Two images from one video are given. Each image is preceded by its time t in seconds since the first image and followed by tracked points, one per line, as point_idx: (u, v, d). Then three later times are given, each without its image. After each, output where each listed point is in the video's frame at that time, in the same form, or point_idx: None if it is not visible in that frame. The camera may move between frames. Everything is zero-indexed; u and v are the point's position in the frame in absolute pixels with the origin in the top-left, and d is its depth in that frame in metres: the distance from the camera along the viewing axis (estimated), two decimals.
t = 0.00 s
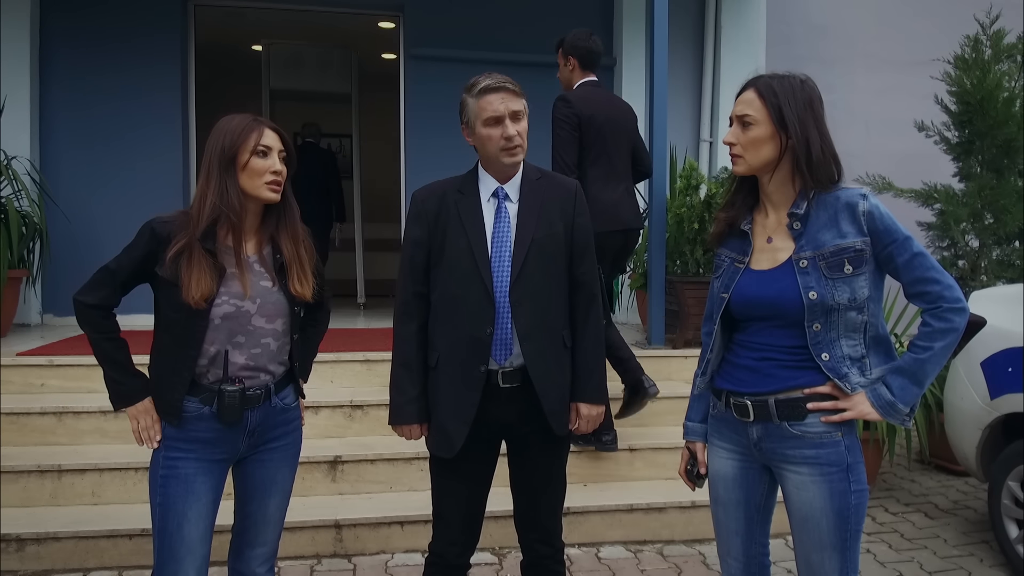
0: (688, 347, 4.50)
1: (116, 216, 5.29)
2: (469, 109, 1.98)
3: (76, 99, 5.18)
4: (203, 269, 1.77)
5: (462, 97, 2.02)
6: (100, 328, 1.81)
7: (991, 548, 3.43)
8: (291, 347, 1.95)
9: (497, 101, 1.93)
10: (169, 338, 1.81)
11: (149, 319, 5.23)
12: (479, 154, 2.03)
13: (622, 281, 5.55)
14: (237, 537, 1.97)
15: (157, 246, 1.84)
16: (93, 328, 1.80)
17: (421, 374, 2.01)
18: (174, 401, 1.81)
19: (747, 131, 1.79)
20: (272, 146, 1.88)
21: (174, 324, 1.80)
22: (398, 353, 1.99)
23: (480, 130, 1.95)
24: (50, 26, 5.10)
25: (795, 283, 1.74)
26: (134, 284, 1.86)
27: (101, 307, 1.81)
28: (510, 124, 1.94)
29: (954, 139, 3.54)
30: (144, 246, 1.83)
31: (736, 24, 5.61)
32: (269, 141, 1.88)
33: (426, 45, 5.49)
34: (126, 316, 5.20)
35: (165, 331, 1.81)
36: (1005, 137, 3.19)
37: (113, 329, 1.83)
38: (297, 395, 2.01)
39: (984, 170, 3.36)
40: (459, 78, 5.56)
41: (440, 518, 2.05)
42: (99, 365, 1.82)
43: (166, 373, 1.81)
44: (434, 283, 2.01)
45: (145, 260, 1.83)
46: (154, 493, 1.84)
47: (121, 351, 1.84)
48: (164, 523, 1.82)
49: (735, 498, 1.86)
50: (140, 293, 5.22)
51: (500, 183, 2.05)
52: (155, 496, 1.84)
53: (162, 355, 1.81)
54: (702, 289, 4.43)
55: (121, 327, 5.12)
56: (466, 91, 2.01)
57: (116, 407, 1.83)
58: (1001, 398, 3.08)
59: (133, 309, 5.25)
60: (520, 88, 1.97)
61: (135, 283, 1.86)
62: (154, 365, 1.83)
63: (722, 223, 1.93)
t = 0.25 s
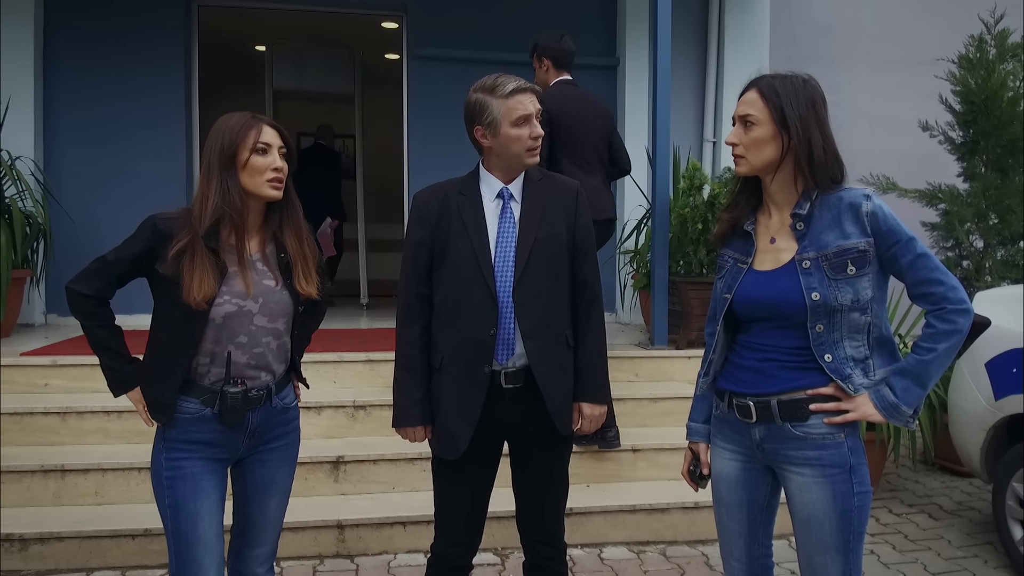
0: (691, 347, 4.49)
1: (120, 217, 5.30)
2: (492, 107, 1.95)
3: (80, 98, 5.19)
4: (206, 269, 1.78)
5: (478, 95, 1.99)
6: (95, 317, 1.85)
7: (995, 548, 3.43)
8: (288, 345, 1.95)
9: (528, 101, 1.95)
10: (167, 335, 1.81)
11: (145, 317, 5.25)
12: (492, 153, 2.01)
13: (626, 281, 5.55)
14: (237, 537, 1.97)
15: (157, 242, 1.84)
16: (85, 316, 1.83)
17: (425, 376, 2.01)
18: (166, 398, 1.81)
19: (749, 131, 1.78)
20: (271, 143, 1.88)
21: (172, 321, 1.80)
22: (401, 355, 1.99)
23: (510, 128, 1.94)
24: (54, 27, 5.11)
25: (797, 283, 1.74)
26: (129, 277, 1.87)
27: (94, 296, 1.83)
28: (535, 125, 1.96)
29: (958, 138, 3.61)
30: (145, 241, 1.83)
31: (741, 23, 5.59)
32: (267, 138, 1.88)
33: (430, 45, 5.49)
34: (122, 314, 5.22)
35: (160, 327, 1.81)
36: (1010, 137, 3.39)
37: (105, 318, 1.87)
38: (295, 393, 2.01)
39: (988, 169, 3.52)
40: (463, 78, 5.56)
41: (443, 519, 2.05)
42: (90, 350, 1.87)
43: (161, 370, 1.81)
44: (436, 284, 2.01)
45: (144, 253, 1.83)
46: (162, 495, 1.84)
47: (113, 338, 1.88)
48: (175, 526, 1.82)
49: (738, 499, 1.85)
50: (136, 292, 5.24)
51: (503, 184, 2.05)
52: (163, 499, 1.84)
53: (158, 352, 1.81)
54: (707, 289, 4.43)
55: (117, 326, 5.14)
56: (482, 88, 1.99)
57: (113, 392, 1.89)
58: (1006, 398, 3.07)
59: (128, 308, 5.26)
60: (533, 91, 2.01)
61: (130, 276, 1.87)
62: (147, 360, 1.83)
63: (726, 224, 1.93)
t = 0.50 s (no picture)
0: (694, 347, 4.48)
1: (123, 218, 5.31)
2: (497, 106, 1.95)
3: (83, 98, 5.20)
4: (205, 269, 1.76)
5: (485, 93, 1.99)
6: (90, 326, 1.80)
7: (999, 550, 3.42)
8: (288, 344, 1.95)
9: (533, 102, 1.94)
10: (168, 339, 1.79)
11: (138, 318, 5.25)
12: (496, 152, 2.01)
13: (629, 281, 5.55)
14: (236, 539, 1.98)
15: (150, 244, 1.81)
16: (79, 325, 1.79)
17: (427, 376, 2.01)
18: (168, 406, 1.78)
19: (752, 131, 1.78)
20: (259, 137, 1.86)
21: (172, 324, 1.78)
22: (403, 355, 1.99)
23: (515, 129, 1.93)
24: (58, 27, 5.12)
25: (800, 284, 1.73)
26: (123, 283, 1.83)
27: (88, 304, 1.79)
28: (540, 127, 1.96)
29: (962, 139, 3.37)
30: (138, 244, 1.79)
31: (743, 22, 5.60)
32: (255, 132, 1.86)
33: (432, 45, 5.49)
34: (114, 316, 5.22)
35: (160, 331, 1.79)
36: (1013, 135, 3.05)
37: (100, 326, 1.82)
38: (293, 394, 2.02)
39: (992, 169, 3.22)
40: (465, 78, 5.56)
41: (445, 519, 2.05)
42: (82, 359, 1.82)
43: (160, 374, 1.79)
44: (439, 285, 2.01)
45: (138, 255, 1.79)
46: (165, 502, 1.83)
47: (107, 346, 1.84)
48: (180, 532, 1.82)
49: (741, 499, 1.85)
50: (130, 293, 5.25)
51: (506, 184, 2.05)
52: (166, 505, 1.83)
53: (158, 357, 1.79)
54: (709, 289, 4.42)
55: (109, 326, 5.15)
56: (488, 87, 1.99)
57: (110, 403, 1.84)
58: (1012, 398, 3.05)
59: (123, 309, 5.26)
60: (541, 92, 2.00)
61: (124, 281, 1.82)
62: (146, 365, 1.81)
63: (729, 224, 1.92)
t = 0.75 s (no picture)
0: (697, 347, 4.48)
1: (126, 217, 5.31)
2: (501, 106, 1.95)
3: (86, 99, 5.21)
4: (202, 265, 1.76)
5: (490, 92, 1.99)
6: (85, 328, 1.77)
7: (1003, 550, 3.41)
8: (288, 340, 1.96)
9: (538, 102, 1.94)
10: (172, 337, 1.79)
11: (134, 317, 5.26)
12: (499, 151, 2.01)
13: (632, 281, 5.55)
14: (237, 541, 1.98)
15: (143, 241, 1.79)
16: (72, 329, 1.76)
17: (430, 377, 2.01)
18: (174, 403, 1.77)
19: (756, 131, 1.78)
20: (237, 125, 1.85)
21: (173, 322, 1.78)
22: (406, 356, 1.99)
23: (518, 128, 1.93)
24: (61, 27, 5.13)
25: (804, 284, 1.73)
26: (115, 283, 1.80)
27: (80, 307, 1.75)
28: (544, 127, 1.96)
29: (967, 139, 3.27)
30: (130, 242, 1.77)
31: (745, 23, 5.63)
32: (232, 121, 1.85)
33: (435, 46, 5.50)
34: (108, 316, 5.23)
35: (164, 328, 1.79)
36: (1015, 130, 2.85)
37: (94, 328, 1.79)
38: (295, 394, 2.02)
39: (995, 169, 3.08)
40: (468, 78, 5.56)
41: (448, 520, 2.05)
42: (78, 361, 1.77)
43: (165, 374, 1.78)
44: (442, 286, 2.01)
45: (130, 254, 1.77)
46: (164, 506, 1.82)
47: (104, 347, 1.80)
48: (180, 535, 1.81)
49: (744, 500, 1.84)
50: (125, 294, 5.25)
51: (509, 184, 2.05)
52: (165, 509, 1.82)
53: (165, 355, 1.78)
54: (713, 289, 4.42)
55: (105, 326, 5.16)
56: (493, 86, 1.98)
57: (114, 405, 1.80)
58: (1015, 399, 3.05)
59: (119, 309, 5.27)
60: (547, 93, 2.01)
61: (116, 282, 1.80)
62: (149, 365, 1.80)
63: (732, 224, 1.92)
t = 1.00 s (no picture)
0: (699, 347, 4.47)
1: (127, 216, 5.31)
2: (497, 100, 1.96)
3: (89, 98, 5.22)
4: (200, 270, 1.76)
5: (487, 88, 2.00)
6: (82, 338, 1.77)
7: (1006, 550, 3.40)
8: (289, 341, 1.96)
9: (531, 95, 1.94)
10: (167, 342, 1.79)
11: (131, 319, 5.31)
12: (497, 148, 2.01)
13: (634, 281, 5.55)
14: (246, 548, 1.97)
15: (138, 246, 1.79)
16: (70, 339, 1.75)
17: (432, 376, 2.01)
18: (175, 412, 1.77)
19: (757, 130, 1.78)
20: (224, 124, 1.84)
21: (171, 327, 1.78)
22: (408, 354, 1.99)
23: (513, 122, 1.93)
24: (64, 27, 5.15)
25: (806, 283, 1.73)
26: (111, 290, 1.80)
27: (78, 315, 1.75)
28: (540, 121, 1.95)
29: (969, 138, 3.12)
30: (125, 247, 1.77)
31: (748, 22, 5.62)
32: (218, 119, 1.84)
33: (436, 45, 5.50)
34: (105, 317, 5.28)
35: (159, 334, 1.79)
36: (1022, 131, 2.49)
37: (91, 336, 1.79)
38: (298, 397, 2.03)
39: (997, 168, 2.80)
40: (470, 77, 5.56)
41: (450, 520, 2.05)
42: (77, 372, 1.78)
43: (164, 380, 1.78)
44: (444, 285, 2.01)
45: (126, 258, 1.77)
46: (164, 510, 1.83)
47: (102, 357, 1.80)
48: (179, 539, 1.82)
49: (747, 499, 1.85)
50: (120, 296, 5.30)
51: (510, 183, 2.05)
52: (165, 513, 1.82)
53: (161, 362, 1.78)
54: (715, 288, 4.42)
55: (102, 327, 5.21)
56: (491, 83, 1.99)
57: (113, 416, 1.81)
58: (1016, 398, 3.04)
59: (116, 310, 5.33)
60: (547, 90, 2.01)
61: (111, 289, 1.80)
62: (146, 373, 1.80)
63: (733, 223, 1.92)
